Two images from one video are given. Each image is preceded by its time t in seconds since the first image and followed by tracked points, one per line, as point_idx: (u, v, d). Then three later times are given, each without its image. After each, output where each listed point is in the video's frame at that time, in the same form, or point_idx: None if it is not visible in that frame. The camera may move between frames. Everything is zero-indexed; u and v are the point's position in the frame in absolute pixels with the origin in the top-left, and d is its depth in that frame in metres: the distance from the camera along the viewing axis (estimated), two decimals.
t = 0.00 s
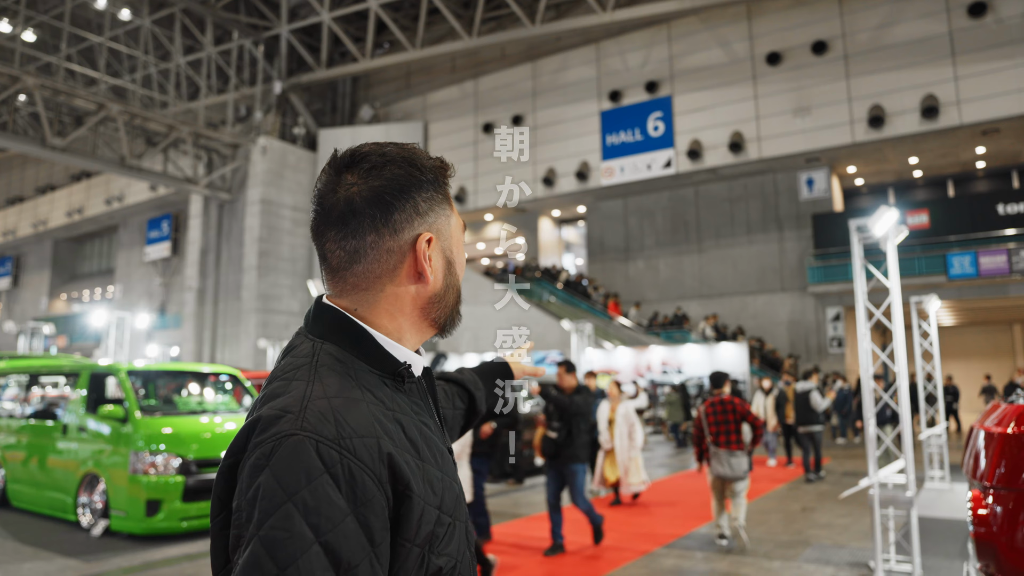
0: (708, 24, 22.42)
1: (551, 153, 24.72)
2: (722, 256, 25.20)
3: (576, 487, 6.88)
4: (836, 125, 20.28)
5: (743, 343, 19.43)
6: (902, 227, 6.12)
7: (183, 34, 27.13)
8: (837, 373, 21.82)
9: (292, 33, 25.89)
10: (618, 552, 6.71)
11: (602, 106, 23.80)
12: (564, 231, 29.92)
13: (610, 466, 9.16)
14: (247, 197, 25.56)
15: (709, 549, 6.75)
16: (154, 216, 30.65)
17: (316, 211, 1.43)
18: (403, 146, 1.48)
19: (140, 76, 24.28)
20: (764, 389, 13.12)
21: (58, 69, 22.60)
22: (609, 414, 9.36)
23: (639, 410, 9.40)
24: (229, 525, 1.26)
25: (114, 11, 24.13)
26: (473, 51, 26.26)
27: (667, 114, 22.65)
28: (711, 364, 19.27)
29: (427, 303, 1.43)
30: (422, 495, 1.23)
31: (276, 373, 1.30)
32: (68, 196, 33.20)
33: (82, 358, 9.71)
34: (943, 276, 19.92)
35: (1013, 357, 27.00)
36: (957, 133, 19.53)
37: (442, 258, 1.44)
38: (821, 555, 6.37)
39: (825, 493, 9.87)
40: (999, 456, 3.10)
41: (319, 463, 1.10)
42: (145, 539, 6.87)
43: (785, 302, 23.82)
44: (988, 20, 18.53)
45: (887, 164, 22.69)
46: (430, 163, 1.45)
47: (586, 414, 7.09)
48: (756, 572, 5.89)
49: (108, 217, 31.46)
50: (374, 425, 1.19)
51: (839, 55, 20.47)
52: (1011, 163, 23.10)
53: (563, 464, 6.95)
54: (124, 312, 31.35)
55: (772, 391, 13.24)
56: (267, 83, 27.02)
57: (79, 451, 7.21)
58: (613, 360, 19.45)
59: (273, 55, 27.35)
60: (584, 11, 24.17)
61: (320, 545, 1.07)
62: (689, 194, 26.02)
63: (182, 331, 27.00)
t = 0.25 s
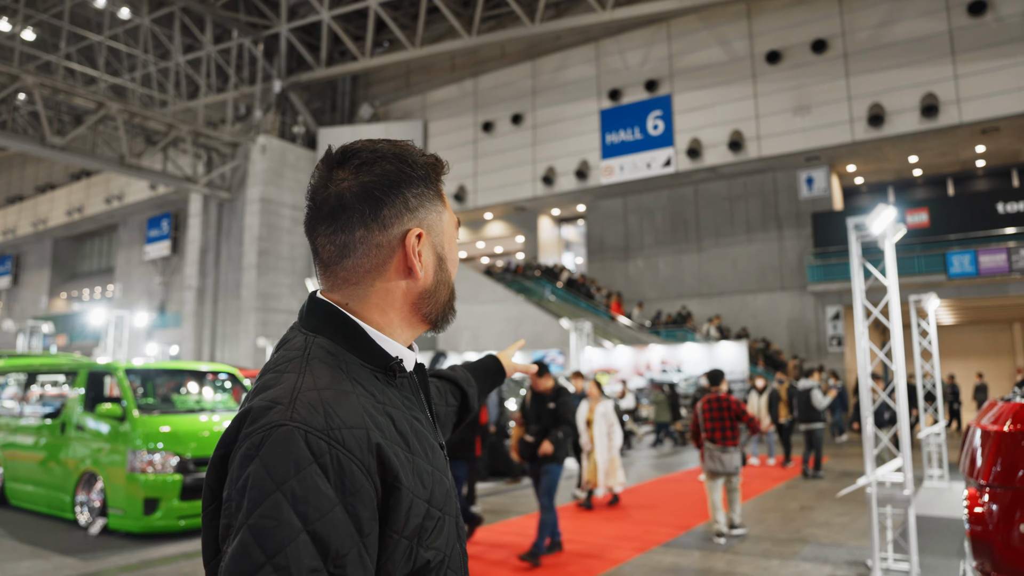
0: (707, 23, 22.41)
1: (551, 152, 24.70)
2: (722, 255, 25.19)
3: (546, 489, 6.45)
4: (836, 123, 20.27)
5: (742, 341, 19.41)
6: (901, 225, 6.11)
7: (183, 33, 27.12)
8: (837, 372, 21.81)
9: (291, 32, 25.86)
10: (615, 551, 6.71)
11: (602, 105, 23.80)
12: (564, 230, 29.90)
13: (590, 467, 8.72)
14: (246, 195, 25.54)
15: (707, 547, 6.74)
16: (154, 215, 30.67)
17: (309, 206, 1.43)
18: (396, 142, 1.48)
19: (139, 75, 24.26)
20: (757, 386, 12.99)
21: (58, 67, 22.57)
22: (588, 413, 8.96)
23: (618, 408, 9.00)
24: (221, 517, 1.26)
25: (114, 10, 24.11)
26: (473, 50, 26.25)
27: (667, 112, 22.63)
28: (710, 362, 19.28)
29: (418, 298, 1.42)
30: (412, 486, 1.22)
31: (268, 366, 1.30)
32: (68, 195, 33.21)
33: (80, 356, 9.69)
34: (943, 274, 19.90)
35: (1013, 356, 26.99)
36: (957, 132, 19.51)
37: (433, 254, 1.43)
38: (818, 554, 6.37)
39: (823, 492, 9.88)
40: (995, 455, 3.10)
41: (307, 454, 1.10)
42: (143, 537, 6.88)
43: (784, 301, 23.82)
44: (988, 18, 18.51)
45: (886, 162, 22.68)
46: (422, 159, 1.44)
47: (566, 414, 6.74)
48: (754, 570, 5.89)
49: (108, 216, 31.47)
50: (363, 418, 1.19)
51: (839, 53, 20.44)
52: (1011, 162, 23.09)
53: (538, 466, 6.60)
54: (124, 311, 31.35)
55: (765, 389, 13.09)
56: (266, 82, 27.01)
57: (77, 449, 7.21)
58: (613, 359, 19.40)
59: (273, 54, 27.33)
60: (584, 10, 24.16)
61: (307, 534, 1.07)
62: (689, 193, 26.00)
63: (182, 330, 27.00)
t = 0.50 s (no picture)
0: (708, 22, 22.39)
1: (551, 151, 24.69)
2: (722, 254, 25.17)
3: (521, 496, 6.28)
4: (837, 122, 20.24)
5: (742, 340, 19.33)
6: (900, 224, 6.10)
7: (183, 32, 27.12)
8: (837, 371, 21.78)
9: (292, 31, 25.85)
10: (614, 549, 6.71)
11: (602, 104, 23.80)
12: (565, 229, 29.88)
13: (565, 463, 8.68)
14: (247, 195, 25.54)
15: (705, 546, 6.73)
16: (155, 214, 30.69)
17: (300, 200, 1.42)
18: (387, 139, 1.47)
19: (140, 75, 24.28)
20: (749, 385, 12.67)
21: (58, 67, 22.57)
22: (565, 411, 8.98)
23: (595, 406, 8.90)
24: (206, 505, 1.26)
25: (114, 10, 24.11)
26: (473, 49, 26.25)
27: (667, 112, 22.60)
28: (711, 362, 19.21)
29: (407, 293, 1.42)
30: (393, 479, 1.22)
31: (256, 357, 1.30)
32: (69, 195, 33.22)
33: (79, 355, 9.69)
34: (944, 274, 19.87)
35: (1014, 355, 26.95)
36: (958, 131, 19.48)
37: (422, 250, 1.42)
38: (817, 553, 6.36)
39: (822, 491, 9.87)
40: (993, 453, 3.09)
41: (286, 445, 1.11)
42: (141, 536, 6.88)
43: (785, 300, 23.80)
44: (988, 17, 18.47)
45: (887, 162, 22.67)
46: (412, 156, 1.44)
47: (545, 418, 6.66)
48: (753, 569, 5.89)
49: (108, 215, 31.50)
50: (345, 410, 1.19)
51: (840, 52, 20.40)
52: (1012, 161, 23.06)
53: (513, 470, 6.50)
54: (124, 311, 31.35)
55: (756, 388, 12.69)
56: (267, 82, 27.02)
57: (76, 448, 7.22)
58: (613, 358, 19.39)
59: (274, 53, 27.33)
60: (584, 9, 24.15)
61: (283, 523, 1.07)
62: (689, 192, 25.97)
63: (182, 329, 27.01)
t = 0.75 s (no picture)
0: (709, 21, 22.37)
1: (553, 151, 24.69)
2: (724, 253, 25.15)
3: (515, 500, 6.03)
4: (839, 121, 20.20)
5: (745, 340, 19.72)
6: (901, 223, 6.08)
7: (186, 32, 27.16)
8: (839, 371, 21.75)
9: (294, 31, 25.87)
10: (615, 549, 6.70)
11: (604, 104, 23.80)
12: (567, 229, 29.88)
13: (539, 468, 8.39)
14: (249, 194, 25.57)
15: (706, 545, 6.72)
16: (157, 214, 30.75)
17: (293, 195, 1.42)
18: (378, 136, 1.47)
19: (142, 75, 24.32)
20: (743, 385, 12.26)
21: (61, 67, 22.60)
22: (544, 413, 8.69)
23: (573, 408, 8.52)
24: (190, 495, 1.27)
25: (117, 10, 24.15)
26: (475, 49, 26.27)
27: (669, 111, 22.57)
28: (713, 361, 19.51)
29: (395, 290, 1.41)
30: (376, 473, 1.22)
31: (244, 349, 1.30)
32: (72, 194, 33.27)
33: (82, 354, 9.71)
34: (946, 273, 19.83)
35: (1017, 354, 26.89)
36: (960, 130, 19.43)
37: (411, 247, 1.42)
38: (817, 552, 6.35)
39: (823, 490, 9.86)
40: (992, 452, 3.08)
41: (267, 434, 1.11)
42: (142, 535, 6.89)
43: (787, 299, 23.77)
44: (991, 16, 18.42)
45: (889, 161, 22.63)
46: (404, 153, 1.43)
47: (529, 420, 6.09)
48: (753, 568, 5.88)
49: (111, 215, 31.58)
50: (328, 402, 1.19)
51: (842, 51, 20.36)
52: (1015, 160, 23.01)
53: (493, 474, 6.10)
54: (127, 310, 31.39)
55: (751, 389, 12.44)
56: (269, 81, 27.05)
57: (77, 447, 7.24)
58: (615, 357, 19.40)
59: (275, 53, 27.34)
60: (586, 8, 24.14)
61: (260, 512, 1.08)
62: (691, 191, 25.93)
63: (184, 329, 27.05)
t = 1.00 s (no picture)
0: (712, 20, 22.33)
1: (556, 150, 24.69)
2: (727, 253, 25.13)
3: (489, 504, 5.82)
4: (843, 120, 20.15)
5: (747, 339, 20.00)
6: (904, 221, 6.05)
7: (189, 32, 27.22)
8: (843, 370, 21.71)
9: (297, 31, 25.89)
10: (617, 548, 6.68)
11: (606, 103, 23.79)
12: (570, 228, 29.86)
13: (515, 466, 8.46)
14: (253, 194, 25.62)
15: (709, 544, 6.71)
16: (161, 214, 30.85)
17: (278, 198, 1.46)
18: (361, 132, 1.47)
19: (146, 75, 24.39)
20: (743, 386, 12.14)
21: (65, 67, 22.66)
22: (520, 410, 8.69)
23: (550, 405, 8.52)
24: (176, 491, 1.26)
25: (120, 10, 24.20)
26: (477, 48, 26.30)
27: (672, 110, 22.53)
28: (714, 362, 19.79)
29: (363, 285, 1.39)
30: (359, 464, 1.21)
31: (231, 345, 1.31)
32: (77, 194, 33.36)
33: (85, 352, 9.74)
34: (950, 272, 19.77)
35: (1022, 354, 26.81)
36: (964, 128, 19.36)
37: (375, 239, 1.38)
38: (820, 552, 6.34)
39: (826, 490, 9.84)
40: (994, 451, 3.07)
41: (249, 424, 1.12)
42: (145, 534, 6.90)
43: (790, 299, 23.72)
44: (996, 14, 18.33)
45: (893, 160, 22.56)
46: (373, 145, 1.42)
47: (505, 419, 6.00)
48: (756, 568, 5.88)
49: (115, 215, 31.71)
50: (310, 392, 1.19)
51: (846, 50, 20.30)
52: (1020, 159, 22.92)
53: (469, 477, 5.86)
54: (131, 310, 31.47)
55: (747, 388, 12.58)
56: (272, 81, 27.11)
57: (80, 446, 7.26)
58: (618, 357, 19.04)
59: (279, 52, 27.37)
60: (589, 8, 24.13)
61: (243, 500, 1.08)
62: (694, 191, 25.89)
63: (188, 328, 27.11)
